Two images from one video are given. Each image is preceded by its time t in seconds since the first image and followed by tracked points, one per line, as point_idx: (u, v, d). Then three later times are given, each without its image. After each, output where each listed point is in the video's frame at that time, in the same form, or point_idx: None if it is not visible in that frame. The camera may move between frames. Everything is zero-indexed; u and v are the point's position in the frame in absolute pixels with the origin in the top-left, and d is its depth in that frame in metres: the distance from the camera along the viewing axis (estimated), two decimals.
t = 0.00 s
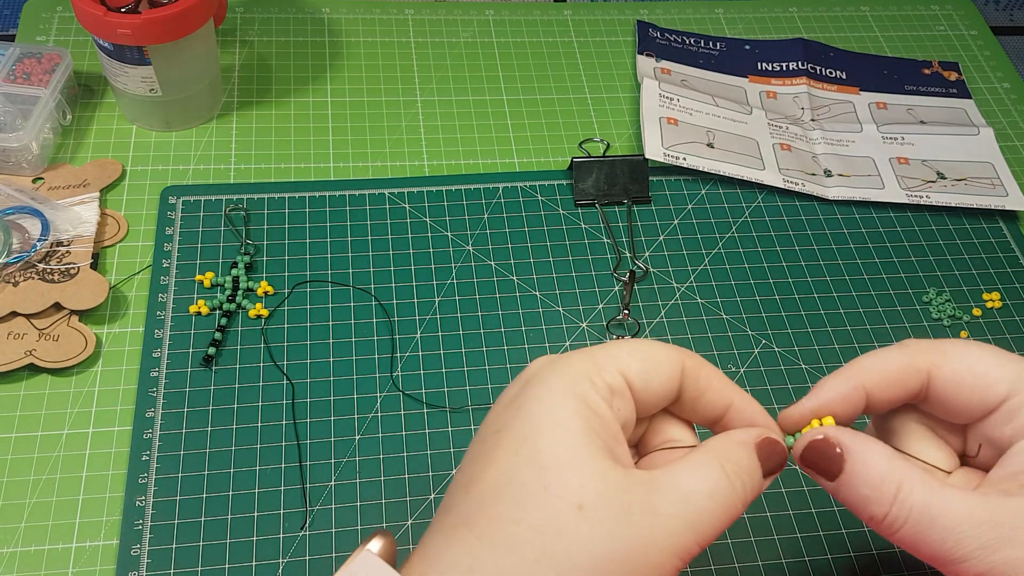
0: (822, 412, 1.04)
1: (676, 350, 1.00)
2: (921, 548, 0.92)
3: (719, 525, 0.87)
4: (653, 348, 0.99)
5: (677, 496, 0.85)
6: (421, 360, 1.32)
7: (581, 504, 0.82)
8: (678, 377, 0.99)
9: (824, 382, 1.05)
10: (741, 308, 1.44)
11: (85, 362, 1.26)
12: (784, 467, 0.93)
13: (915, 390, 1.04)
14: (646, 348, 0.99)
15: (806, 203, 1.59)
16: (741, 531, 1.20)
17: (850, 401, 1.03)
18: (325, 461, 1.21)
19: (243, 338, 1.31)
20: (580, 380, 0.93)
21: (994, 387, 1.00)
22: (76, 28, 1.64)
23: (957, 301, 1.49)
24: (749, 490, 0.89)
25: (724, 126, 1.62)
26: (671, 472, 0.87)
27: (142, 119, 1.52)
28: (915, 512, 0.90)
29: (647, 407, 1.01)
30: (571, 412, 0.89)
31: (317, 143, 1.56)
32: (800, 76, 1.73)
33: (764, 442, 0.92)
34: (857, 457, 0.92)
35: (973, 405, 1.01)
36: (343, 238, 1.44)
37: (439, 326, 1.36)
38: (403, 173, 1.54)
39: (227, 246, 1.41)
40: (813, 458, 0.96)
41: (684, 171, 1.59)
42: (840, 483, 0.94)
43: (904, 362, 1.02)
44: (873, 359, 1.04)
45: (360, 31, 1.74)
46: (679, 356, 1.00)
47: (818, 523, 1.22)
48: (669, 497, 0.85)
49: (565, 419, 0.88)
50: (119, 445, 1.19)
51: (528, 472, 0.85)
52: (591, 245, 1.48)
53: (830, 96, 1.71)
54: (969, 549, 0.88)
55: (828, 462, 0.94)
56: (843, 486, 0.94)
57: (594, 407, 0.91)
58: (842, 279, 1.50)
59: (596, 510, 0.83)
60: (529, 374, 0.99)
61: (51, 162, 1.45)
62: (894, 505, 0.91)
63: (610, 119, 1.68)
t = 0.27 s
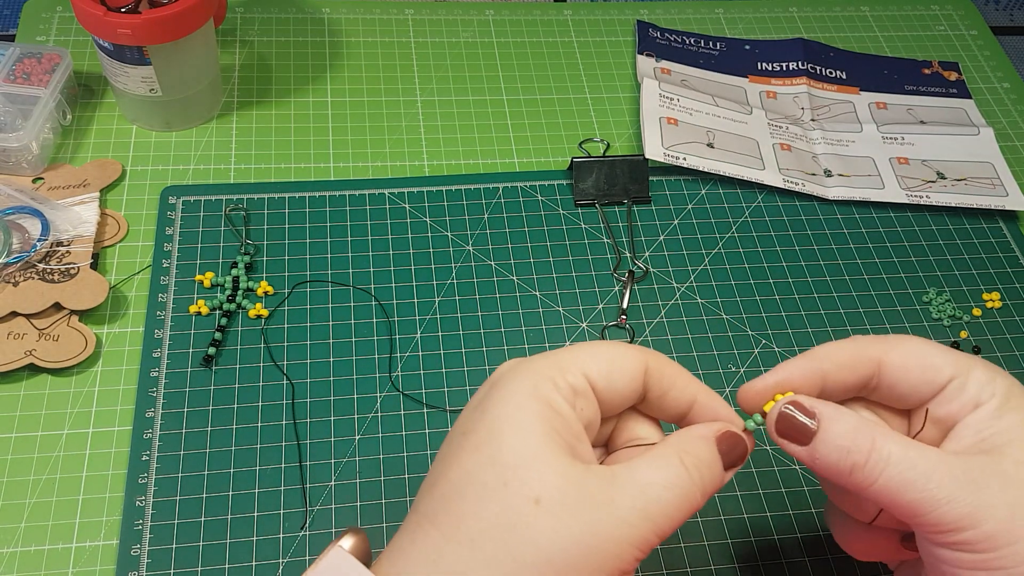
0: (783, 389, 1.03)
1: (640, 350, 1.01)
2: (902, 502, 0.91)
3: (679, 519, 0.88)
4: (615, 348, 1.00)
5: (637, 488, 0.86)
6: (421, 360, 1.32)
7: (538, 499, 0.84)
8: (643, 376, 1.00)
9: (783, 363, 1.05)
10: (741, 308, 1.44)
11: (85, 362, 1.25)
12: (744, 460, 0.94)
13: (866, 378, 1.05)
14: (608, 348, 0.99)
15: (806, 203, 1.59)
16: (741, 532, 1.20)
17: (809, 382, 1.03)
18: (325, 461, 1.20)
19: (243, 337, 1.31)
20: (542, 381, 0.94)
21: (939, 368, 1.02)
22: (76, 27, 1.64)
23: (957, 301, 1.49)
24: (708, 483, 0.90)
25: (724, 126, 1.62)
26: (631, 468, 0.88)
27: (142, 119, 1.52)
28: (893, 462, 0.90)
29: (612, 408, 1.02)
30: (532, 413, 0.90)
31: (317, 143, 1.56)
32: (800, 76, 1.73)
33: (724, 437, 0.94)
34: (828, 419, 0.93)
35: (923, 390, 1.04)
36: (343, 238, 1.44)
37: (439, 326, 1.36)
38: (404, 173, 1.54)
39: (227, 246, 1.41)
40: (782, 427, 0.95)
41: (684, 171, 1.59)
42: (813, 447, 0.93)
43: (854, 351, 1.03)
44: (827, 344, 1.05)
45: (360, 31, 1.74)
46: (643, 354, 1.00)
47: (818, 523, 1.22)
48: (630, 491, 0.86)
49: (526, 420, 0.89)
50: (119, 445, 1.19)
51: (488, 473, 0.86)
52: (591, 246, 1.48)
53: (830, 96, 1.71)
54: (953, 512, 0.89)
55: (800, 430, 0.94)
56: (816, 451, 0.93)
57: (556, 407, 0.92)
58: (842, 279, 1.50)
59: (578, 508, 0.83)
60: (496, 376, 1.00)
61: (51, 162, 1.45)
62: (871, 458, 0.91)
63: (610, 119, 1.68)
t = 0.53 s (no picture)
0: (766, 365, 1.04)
1: (611, 343, 1.02)
2: (876, 474, 0.90)
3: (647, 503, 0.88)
4: (586, 342, 1.01)
5: (604, 475, 0.86)
6: (421, 360, 1.32)
7: (504, 485, 0.85)
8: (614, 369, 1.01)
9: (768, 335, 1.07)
10: (741, 308, 1.44)
11: (85, 362, 1.25)
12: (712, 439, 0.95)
13: (848, 342, 1.07)
14: (579, 342, 1.01)
15: (806, 203, 1.59)
16: (741, 531, 1.20)
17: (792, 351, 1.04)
18: (325, 461, 1.20)
19: (243, 337, 1.31)
20: (512, 377, 0.95)
21: (920, 336, 1.03)
22: (76, 27, 1.64)
23: (957, 301, 1.49)
24: (675, 465, 0.90)
25: (724, 126, 1.62)
26: (600, 452, 0.88)
27: (142, 119, 1.52)
28: (871, 434, 0.89)
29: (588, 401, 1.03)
30: (499, 407, 0.91)
31: (317, 143, 1.56)
32: (800, 76, 1.73)
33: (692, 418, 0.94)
34: (811, 388, 0.93)
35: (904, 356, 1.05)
36: (343, 238, 1.44)
37: (439, 326, 1.36)
38: (404, 173, 1.54)
39: (227, 246, 1.41)
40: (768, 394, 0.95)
41: (684, 171, 1.59)
42: (796, 414, 0.93)
43: (835, 317, 1.05)
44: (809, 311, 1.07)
45: (360, 31, 1.74)
46: (615, 347, 1.01)
47: (818, 523, 1.22)
48: (598, 476, 0.86)
49: (492, 413, 0.91)
50: (119, 445, 1.19)
51: (455, 464, 0.89)
52: (591, 246, 1.48)
53: (830, 96, 1.72)
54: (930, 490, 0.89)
55: (782, 397, 0.94)
56: (798, 418, 0.93)
57: (526, 402, 0.94)
58: (842, 279, 1.50)
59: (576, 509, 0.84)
60: (472, 377, 1.02)
61: (51, 162, 1.45)
62: (850, 428, 0.90)
63: (610, 119, 1.68)
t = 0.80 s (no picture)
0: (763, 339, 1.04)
1: (593, 339, 1.05)
2: (862, 455, 0.90)
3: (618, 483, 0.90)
4: (568, 340, 1.04)
5: (574, 456, 0.88)
6: (421, 360, 1.32)
7: (467, 467, 0.89)
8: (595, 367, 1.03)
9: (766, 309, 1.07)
10: (741, 308, 1.44)
11: (85, 362, 1.26)
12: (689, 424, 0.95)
13: (851, 310, 1.07)
14: (561, 340, 1.04)
15: (806, 203, 1.59)
16: (740, 531, 1.20)
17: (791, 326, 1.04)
18: (325, 461, 1.21)
19: (243, 338, 1.31)
20: (492, 374, 0.99)
21: (924, 305, 1.02)
22: (76, 27, 1.64)
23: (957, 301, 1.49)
24: (646, 445, 0.91)
25: (723, 126, 1.62)
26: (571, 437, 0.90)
27: (142, 119, 1.52)
28: (858, 417, 0.89)
29: (573, 397, 1.06)
30: (476, 399, 0.96)
31: (317, 143, 1.56)
32: (800, 76, 1.73)
33: (666, 401, 0.95)
34: (804, 366, 0.92)
35: (909, 325, 1.04)
36: (343, 238, 1.44)
37: (439, 326, 1.36)
38: (404, 173, 1.54)
39: (227, 246, 1.41)
40: (762, 369, 0.95)
41: (684, 171, 1.59)
42: (787, 392, 0.94)
43: (840, 287, 1.05)
44: (810, 281, 1.07)
45: (360, 31, 1.74)
46: (596, 344, 1.04)
47: (818, 523, 1.22)
48: (568, 456, 0.88)
49: (468, 404, 0.95)
50: (119, 445, 1.19)
51: (427, 451, 0.94)
52: (591, 246, 1.48)
53: (830, 96, 1.71)
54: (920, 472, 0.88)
55: (775, 372, 0.94)
56: (788, 396, 0.94)
57: (504, 396, 0.97)
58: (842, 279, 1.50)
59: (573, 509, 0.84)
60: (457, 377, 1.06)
61: (51, 162, 1.45)
62: (838, 410, 0.90)
63: (610, 119, 1.68)
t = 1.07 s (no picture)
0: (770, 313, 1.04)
1: (591, 351, 1.06)
2: (869, 433, 0.90)
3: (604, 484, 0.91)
4: (563, 349, 1.06)
5: (560, 456, 0.89)
6: (421, 360, 1.32)
7: (453, 463, 0.91)
8: (591, 370, 1.05)
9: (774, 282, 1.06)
10: (740, 309, 1.44)
11: (85, 362, 1.26)
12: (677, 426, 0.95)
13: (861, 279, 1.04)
14: (557, 350, 1.06)
15: (806, 203, 1.59)
16: (740, 532, 1.20)
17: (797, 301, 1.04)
18: (324, 461, 1.21)
19: (243, 338, 1.31)
20: (485, 376, 1.01)
21: (938, 271, 0.99)
22: (76, 27, 1.64)
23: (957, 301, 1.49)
24: (631, 446, 0.91)
25: (723, 126, 1.62)
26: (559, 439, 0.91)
27: (142, 119, 1.52)
28: (862, 397, 0.89)
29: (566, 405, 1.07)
30: (467, 401, 0.98)
31: (317, 143, 1.57)
32: (800, 76, 1.73)
33: (655, 401, 0.95)
34: (807, 343, 0.92)
35: (922, 292, 1.01)
36: (343, 238, 1.44)
37: (439, 326, 1.36)
38: (404, 173, 1.54)
39: (227, 246, 1.41)
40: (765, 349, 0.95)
41: (684, 171, 1.59)
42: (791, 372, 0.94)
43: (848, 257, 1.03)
44: (818, 252, 1.05)
45: (360, 31, 1.74)
46: (593, 354, 1.05)
47: (818, 523, 1.22)
48: (553, 458, 0.89)
49: (459, 405, 0.97)
50: (119, 445, 1.19)
51: (416, 449, 0.96)
52: (591, 245, 1.48)
53: (830, 96, 1.71)
54: (921, 463, 0.88)
55: (779, 351, 0.94)
56: (793, 376, 0.94)
57: (497, 397, 1.00)
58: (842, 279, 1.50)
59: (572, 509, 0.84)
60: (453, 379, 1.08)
61: (51, 162, 1.45)
62: (843, 392, 0.90)
63: (610, 119, 1.68)
